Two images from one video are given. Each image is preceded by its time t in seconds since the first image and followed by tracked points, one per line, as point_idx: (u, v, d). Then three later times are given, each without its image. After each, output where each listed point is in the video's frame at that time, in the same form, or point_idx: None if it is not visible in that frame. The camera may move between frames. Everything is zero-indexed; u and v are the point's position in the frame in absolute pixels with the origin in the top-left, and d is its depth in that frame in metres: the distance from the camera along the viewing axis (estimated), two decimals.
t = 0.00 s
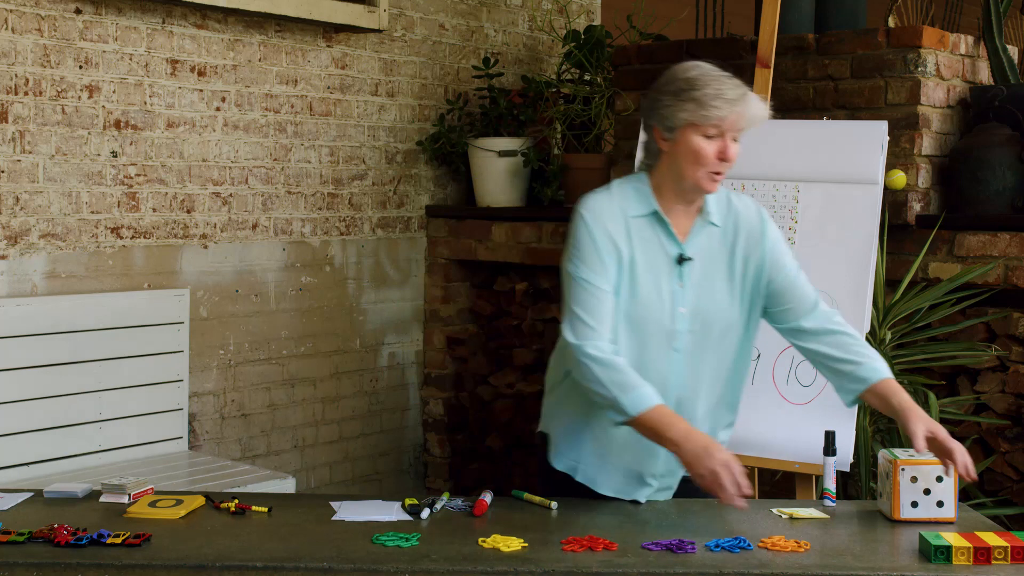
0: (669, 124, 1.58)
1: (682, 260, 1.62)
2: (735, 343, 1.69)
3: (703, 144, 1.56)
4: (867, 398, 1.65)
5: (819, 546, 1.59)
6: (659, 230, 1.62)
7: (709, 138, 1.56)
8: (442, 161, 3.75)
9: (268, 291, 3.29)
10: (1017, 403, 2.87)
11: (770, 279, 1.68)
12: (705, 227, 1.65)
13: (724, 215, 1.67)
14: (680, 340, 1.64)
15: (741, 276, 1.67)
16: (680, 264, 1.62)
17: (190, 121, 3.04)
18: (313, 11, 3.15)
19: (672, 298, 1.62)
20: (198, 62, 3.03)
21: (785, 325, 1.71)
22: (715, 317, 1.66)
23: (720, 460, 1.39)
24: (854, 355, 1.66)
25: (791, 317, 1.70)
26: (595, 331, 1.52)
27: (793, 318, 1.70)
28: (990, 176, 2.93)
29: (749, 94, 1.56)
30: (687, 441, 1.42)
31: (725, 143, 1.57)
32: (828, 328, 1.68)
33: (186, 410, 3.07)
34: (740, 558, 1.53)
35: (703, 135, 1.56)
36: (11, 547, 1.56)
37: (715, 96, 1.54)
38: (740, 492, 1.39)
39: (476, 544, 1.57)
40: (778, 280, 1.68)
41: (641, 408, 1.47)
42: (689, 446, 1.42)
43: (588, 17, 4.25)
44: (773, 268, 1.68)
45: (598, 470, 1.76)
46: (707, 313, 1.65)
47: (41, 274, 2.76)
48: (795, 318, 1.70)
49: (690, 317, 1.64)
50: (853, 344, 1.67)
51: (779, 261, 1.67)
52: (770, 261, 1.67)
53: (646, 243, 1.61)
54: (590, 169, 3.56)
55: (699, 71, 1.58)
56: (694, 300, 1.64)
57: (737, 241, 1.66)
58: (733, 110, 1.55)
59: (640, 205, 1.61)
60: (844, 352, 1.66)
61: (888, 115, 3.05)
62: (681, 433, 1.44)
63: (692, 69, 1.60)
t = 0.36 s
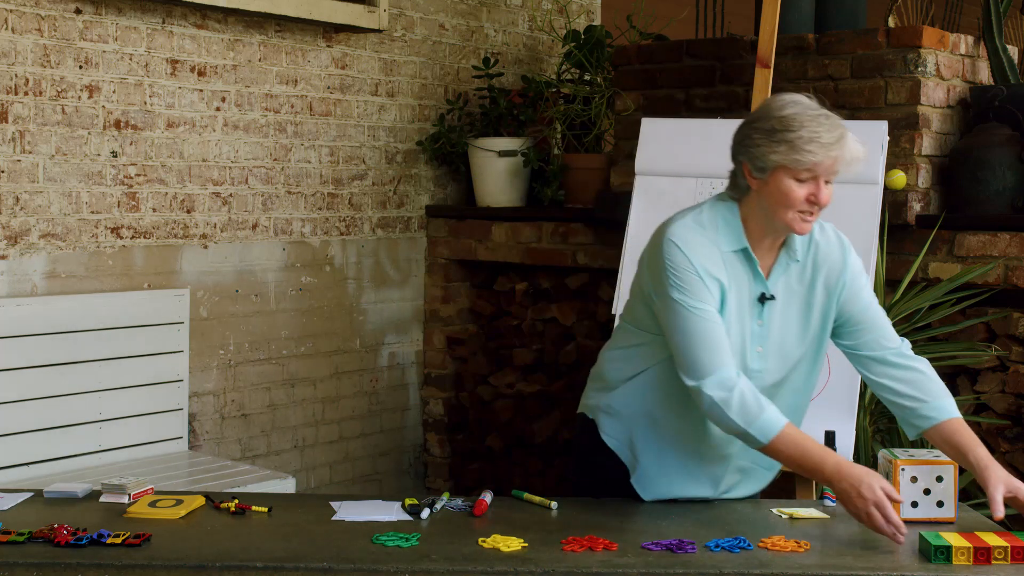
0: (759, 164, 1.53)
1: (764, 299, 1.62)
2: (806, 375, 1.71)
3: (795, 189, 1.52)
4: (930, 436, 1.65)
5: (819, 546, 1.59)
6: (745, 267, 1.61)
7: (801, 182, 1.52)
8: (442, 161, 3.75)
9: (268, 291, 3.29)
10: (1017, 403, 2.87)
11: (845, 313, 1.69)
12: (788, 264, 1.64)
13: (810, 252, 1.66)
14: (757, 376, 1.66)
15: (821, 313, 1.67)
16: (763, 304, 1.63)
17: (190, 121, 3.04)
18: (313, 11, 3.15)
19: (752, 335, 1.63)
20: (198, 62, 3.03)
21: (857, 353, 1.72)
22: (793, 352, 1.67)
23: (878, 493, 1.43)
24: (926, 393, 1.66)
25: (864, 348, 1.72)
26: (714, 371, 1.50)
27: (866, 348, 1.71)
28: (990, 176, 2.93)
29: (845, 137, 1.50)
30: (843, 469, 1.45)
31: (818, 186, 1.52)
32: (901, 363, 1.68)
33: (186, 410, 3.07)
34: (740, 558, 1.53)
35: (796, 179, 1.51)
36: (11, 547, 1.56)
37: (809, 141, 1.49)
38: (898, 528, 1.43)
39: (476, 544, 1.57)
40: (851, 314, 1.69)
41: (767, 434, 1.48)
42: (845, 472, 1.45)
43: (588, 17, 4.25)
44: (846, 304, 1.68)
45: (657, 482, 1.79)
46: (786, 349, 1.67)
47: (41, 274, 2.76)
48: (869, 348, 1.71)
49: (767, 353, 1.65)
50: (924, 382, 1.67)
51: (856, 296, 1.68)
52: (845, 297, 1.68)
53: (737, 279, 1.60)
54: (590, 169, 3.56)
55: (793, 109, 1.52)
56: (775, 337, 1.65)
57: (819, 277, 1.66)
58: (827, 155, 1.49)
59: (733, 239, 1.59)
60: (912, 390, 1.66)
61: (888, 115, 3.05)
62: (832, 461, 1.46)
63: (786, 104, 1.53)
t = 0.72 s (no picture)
0: (789, 179, 1.59)
1: (790, 309, 1.69)
2: (830, 384, 1.77)
3: (824, 204, 1.57)
4: (938, 446, 1.71)
5: (819, 546, 1.59)
6: (774, 278, 1.67)
7: (830, 198, 1.57)
8: (442, 161, 3.75)
9: (268, 291, 3.29)
10: (1017, 403, 2.87)
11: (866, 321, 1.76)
12: (814, 276, 1.71)
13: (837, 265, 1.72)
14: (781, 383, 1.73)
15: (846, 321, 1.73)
16: (789, 314, 1.69)
17: (190, 121, 3.04)
18: (313, 11, 3.15)
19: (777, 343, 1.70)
20: (198, 62, 3.03)
21: (875, 361, 1.79)
22: (817, 359, 1.74)
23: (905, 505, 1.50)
24: (939, 404, 1.72)
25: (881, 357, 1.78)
26: (752, 379, 1.57)
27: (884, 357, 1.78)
28: (990, 177, 2.94)
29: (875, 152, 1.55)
30: (879, 478, 1.52)
31: (847, 201, 1.57)
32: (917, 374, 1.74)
33: (185, 410, 3.07)
34: (740, 558, 1.53)
35: (825, 196, 1.57)
36: (11, 547, 1.56)
37: (838, 160, 1.53)
38: (921, 540, 1.51)
39: (476, 544, 1.57)
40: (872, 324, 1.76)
41: (810, 439, 1.55)
42: (879, 479, 1.52)
43: (588, 17, 4.25)
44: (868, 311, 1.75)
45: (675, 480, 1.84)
46: (810, 356, 1.73)
47: (41, 274, 2.76)
48: (887, 357, 1.77)
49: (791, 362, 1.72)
50: (937, 393, 1.73)
51: (878, 306, 1.74)
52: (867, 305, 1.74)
53: (767, 289, 1.66)
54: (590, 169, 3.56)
55: (823, 123, 1.56)
56: (799, 346, 1.72)
57: (842, 287, 1.72)
58: (855, 174, 1.54)
59: (763, 251, 1.65)
60: (926, 402, 1.73)
61: (888, 115, 3.05)
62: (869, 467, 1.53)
63: (817, 117, 1.58)
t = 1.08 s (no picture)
0: (772, 175, 1.59)
1: (780, 305, 1.70)
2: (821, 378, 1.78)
3: (806, 200, 1.57)
4: (916, 438, 1.71)
5: (819, 546, 1.59)
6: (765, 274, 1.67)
7: (812, 193, 1.57)
8: (442, 161, 3.75)
9: (268, 291, 3.29)
10: (1017, 403, 2.87)
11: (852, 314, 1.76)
12: (804, 269, 1.71)
13: (823, 256, 1.72)
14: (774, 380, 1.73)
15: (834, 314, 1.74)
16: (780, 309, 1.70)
17: (190, 121, 3.04)
18: (313, 11, 3.15)
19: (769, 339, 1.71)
20: (198, 62, 3.03)
21: (859, 354, 1.79)
22: (808, 354, 1.75)
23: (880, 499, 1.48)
24: (920, 397, 1.72)
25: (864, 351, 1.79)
26: (739, 380, 1.57)
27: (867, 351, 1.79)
28: (990, 177, 2.94)
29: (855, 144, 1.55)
30: (855, 473, 1.51)
31: (829, 195, 1.57)
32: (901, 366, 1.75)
33: (185, 410, 3.07)
34: (740, 558, 1.53)
35: (807, 191, 1.57)
36: (11, 547, 1.56)
37: (818, 155, 1.53)
38: (901, 534, 1.48)
39: (476, 544, 1.57)
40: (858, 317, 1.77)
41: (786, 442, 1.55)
42: (856, 476, 1.50)
43: (587, 17, 4.24)
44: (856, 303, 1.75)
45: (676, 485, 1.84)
46: (801, 350, 1.74)
47: (41, 274, 2.76)
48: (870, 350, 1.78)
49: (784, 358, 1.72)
50: (919, 386, 1.74)
51: (863, 299, 1.76)
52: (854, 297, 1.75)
53: (756, 286, 1.66)
54: (590, 170, 3.56)
55: (802, 119, 1.56)
56: (790, 341, 1.73)
57: (830, 280, 1.73)
58: (835, 168, 1.54)
59: (751, 248, 1.65)
60: (906, 394, 1.73)
61: (888, 115, 3.05)
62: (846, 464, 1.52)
63: (797, 113, 1.58)
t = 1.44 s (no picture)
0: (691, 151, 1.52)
1: (722, 278, 1.58)
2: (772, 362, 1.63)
3: (726, 173, 1.49)
4: (838, 412, 1.59)
5: (820, 546, 1.59)
6: (704, 248, 1.57)
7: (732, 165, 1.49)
8: (442, 161, 3.75)
9: (268, 291, 3.29)
10: (1017, 403, 2.87)
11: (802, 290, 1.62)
12: (745, 239, 1.59)
13: (763, 224, 1.60)
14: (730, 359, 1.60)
15: (780, 289, 1.61)
16: (725, 282, 1.58)
17: (190, 121, 3.03)
18: (313, 11, 3.14)
19: (720, 316, 1.58)
20: (198, 62, 3.03)
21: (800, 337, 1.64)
22: (760, 331, 1.61)
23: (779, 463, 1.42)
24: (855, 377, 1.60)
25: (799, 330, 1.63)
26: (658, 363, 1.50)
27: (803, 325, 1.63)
28: (990, 177, 2.94)
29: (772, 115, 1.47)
30: (752, 442, 1.44)
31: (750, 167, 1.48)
32: (833, 349, 1.61)
33: (186, 410, 3.07)
34: (740, 558, 1.53)
35: (726, 164, 1.48)
36: (11, 547, 1.56)
37: (733, 125, 1.46)
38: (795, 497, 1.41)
39: (476, 544, 1.57)
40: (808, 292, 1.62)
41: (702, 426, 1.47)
42: (757, 445, 1.44)
43: (587, 17, 4.24)
44: (805, 277, 1.62)
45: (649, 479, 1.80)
46: (749, 330, 1.60)
47: (41, 274, 2.76)
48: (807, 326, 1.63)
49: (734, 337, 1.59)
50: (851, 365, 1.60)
51: (808, 274, 1.62)
52: (802, 272, 1.62)
53: (693, 263, 1.56)
54: (590, 170, 3.57)
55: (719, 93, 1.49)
56: (742, 316, 1.60)
57: (773, 252, 1.61)
58: (751, 137, 1.45)
59: (686, 224, 1.55)
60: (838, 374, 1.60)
61: (888, 115, 3.05)
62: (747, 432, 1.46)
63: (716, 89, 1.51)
